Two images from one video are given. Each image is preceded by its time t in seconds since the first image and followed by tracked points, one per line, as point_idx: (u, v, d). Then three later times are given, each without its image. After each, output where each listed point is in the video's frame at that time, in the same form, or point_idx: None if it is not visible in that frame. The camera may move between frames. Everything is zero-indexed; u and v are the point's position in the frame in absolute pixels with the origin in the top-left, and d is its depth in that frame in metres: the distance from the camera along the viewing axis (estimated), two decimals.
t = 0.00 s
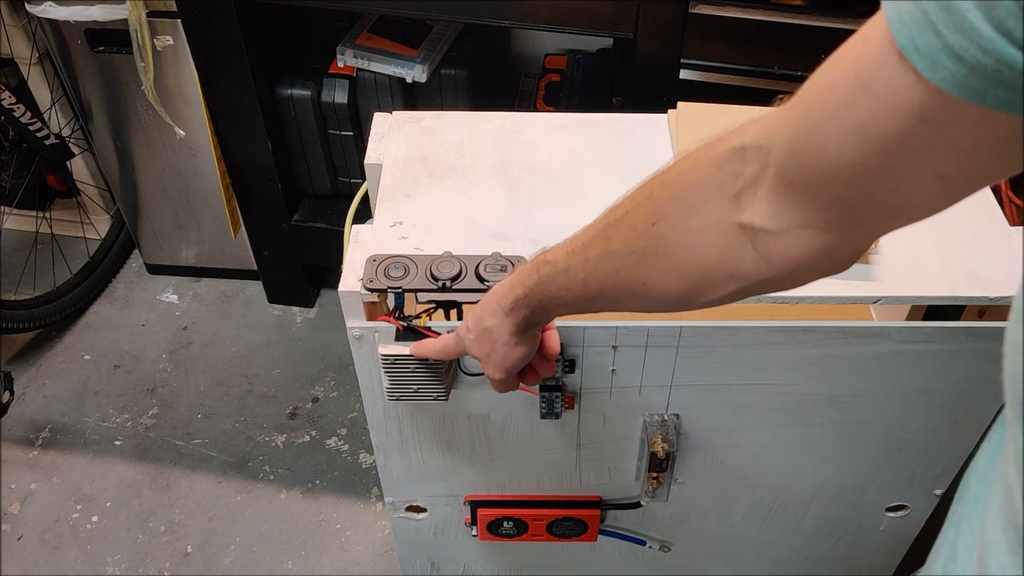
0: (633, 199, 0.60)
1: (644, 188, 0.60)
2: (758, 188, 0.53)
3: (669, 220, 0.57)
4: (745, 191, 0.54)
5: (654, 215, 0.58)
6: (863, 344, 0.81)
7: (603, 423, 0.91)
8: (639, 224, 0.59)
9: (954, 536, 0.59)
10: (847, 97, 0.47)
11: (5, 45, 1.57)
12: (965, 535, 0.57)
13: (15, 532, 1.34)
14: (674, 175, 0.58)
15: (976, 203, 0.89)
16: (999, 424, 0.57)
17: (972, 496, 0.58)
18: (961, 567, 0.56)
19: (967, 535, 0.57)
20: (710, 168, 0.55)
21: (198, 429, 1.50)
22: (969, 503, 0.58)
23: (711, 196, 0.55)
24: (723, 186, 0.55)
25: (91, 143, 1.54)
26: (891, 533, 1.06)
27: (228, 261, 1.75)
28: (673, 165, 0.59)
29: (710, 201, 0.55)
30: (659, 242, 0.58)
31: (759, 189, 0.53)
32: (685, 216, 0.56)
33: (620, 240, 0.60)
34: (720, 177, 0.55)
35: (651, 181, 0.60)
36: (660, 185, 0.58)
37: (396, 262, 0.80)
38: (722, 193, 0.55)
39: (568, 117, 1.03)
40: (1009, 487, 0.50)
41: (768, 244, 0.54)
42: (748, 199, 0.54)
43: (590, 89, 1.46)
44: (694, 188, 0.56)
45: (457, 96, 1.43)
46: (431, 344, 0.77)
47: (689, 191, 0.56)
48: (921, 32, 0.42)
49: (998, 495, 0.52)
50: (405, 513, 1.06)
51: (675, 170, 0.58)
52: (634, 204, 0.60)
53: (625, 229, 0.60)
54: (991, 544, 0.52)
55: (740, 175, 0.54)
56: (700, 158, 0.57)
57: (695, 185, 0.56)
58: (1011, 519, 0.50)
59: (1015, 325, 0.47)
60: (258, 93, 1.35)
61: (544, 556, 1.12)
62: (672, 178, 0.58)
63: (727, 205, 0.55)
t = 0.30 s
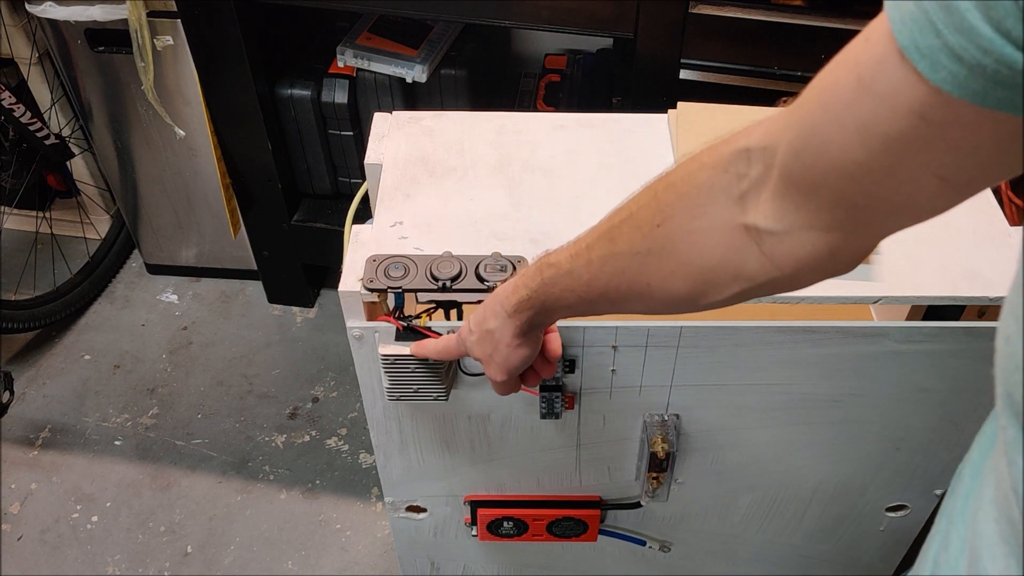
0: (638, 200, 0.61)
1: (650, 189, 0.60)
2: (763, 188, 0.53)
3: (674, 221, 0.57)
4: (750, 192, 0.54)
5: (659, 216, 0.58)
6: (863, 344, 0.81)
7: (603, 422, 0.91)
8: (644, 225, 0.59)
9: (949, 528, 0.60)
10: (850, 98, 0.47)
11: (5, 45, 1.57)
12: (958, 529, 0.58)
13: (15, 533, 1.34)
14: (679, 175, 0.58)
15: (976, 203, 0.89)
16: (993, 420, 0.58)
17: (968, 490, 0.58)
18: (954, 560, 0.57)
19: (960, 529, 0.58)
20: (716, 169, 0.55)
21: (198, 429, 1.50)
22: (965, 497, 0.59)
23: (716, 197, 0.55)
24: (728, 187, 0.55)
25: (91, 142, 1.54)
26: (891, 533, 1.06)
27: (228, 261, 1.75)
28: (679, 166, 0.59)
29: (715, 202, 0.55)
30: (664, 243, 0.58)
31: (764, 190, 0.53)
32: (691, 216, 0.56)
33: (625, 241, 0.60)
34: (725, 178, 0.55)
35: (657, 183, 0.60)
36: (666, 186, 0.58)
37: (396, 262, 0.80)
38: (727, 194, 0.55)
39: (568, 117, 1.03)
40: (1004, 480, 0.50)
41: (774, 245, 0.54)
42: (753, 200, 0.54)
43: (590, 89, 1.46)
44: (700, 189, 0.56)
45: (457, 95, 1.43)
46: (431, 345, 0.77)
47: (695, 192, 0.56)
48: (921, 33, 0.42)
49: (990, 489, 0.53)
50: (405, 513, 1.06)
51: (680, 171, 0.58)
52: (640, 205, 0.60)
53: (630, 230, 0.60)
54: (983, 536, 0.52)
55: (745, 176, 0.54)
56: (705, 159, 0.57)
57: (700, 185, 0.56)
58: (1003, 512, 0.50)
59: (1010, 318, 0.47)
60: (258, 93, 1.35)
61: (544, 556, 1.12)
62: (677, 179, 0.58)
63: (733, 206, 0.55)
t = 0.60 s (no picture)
0: (641, 197, 0.61)
1: (652, 186, 0.60)
2: (764, 185, 0.53)
3: (676, 218, 0.57)
4: (751, 189, 0.54)
5: (662, 213, 0.58)
6: (863, 344, 0.81)
7: (603, 422, 0.91)
8: (646, 222, 0.59)
9: (947, 520, 0.60)
10: (850, 95, 0.46)
11: (5, 46, 1.57)
12: (955, 521, 0.58)
13: (15, 532, 1.34)
14: (683, 172, 0.58)
15: (977, 203, 0.89)
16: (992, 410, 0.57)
17: (966, 483, 0.58)
18: (952, 552, 0.57)
19: (957, 520, 0.57)
20: (718, 165, 0.55)
21: (198, 429, 1.50)
22: (962, 489, 0.58)
23: (718, 194, 0.55)
24: (729, 184, 0.55)
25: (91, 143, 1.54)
26: (891, 533, 1.06)
27: (228, 261, 1.75)
28: (682, 164, 0.59)
29: (716, 199, 0.56)
30: (665, 239, 0.58)
31: (765, 187, 0.53)
32: (692, 213, 0.57)
33: (627, 238, 0.60)
34: (727, 175, 0.55)
35: (660, 179, 0.60)
36: (668, 183, 0.59)
37: (396, 262, 0.80)
38: (728, 192, 0.55)
39: (568, 117, 1.03)
40: (1002, 475, 0.50)
41: (774, 242, 0.54)
42: (754, 197, 0.54)
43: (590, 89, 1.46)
44: (702, 186, 0.56)
45: (457, 95, 1.43)
46: (432, 343, 0.77)
47: (696, 188, 0.56)
48: (921, 30, 0.42)
49: (989, 482, 0.52)
50: (405, 513, 1.06)
51: (683, 168, 0.58)
52: (642, 202, 0.60)
53: (632, 226, 0.60)
54: (981, 530, 0.52)
55: (746, 173, 0.54)
56: (708, 156, 0.57)
57: (703, 182, 0.56)
58: (1001, 507, 0.50)
59: (1008, 310, 0.47)
60: (258, 93, 1.35)
61: (544, 556, 1.12)
62: (680, 176, 0.58)
63: (734, 203, 0.55)
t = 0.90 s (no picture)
0: (665, 202, 0.61)
1: (678, 192, 0.61)
2: (792, 190, 0.54)
3: (701, 222, 0.58)
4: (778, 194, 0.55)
5: (686, 217, 0.59)
6: (863, 344, 0.81)
7: (603, 423, 0.91)
8: (672, 226, 0.59)
9: (956, 525, 0.60)
10: (865, 100, 0.47)
11: (5, 45, 1.57)
12: (965, 525, 0.58)
13: (15, 533, 1.34)
14: (708, 177, 0.58)
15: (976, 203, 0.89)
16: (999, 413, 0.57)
17: (974, 483, 0.58)
18: (962, 555, 0.57)
19: (967, 524, 0.57)
20: (745, 170, 0.56)
21: (198, 429, 1.50)
22: (971, 490, 0.58)
23: (743, 198, 0.56)
24: (757, 188, 0.55)
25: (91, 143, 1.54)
26: (892, 533, 1.06)
27: (228, 261, 1.75)
28: (708, 169, 0.60)
29: (741, 204, 0.56)
30: (690, 243, 0.59)
31: (792, 191, 0.54)
32: (717, 217, 0.57)
33: (650, 242, 0.61)
34: (753, 180, 0.55)
35: (686, 185, 0.60)
36: (694, 188, 0.59)
37: (396, 262, 0.80)
38: (755, 196, 0.56)
39: (569, 117, 1.03)
40: (1011, 477, 0.50)
41: (796, 247, 0.54)
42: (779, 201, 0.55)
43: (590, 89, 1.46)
44: (726, 191, 0.57)
45: (457, 95, 1.43)
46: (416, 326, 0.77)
47: (722, 193, 0.57)
48: (927, 32, 0.42)
49: (998, 484, 0.53)
50: (405, 513, 1.06)
51: (709, 173, 0.59)
52: (667, 207, 0.60)
53: (656, 231, 0.60)
54: (991, 532, 0.53)
55: (774, 178, 0.54)
56: (734, 161, 0.57)
57: (727, 187, 0.57)
58: (1011, 509, 0.50)
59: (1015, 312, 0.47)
60: (258, 93, 1.35)
61: (544, 556, 1.12)
62: (706, 181, 0.58)
63: (760, 207, 0.55)
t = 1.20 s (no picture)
0: (665, 206, 0.61)
1: (676, 195, 0.60)
2: (791, 194, 0.54)
3: (704, 227, 0.58)
4: (779, 197, 0.54)
5: (687, 223, 0.58)
6: (863, 344, 0.81)
7: (603, 422, 0.91)
8: (673, 231, 0.59)
9: (972, 530, 0.59)
10: (870, 105, 0.46)
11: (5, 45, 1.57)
12: (981, 530, 0.57)
13: (15, 532, 1.34)
14: (707, 181, 0.58)
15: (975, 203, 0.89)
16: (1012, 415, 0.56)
17: (992, 485, 0.56)
18: (978, 559, 0.57)
19: (984, 529, 0.57)
20: (743, 174, 0.56)
21: (198, 429, 1.50)
22: (987, 493, 0.57)
23: (744, 203, 0.56)
24: (756, 193, 0.55)
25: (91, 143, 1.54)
26: (892, 533, 1.06)
27: (229, 261, 1.75)
28: (705, 171, 0.59)
29: (743, 208, 0.56)
30: (694, 248, 0.59)
31: (793, 194, 0.53)
32: (719, 222, 0.57)
33: (652, 247, 0.60)
34: (752, 185, 0.55)
35: (684, 188, 0.60)
36: (693, 193, 0.59)
37: (396, 262, 0.80)
38: (755, 200, 0.55)
39: (568, 117, 1.03)
40: None
41: (801, 250, 0.54)
42: (781, 205, 0.54)
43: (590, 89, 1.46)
44: (727, 195, 0.56)
45: (457, 95, 1.43)
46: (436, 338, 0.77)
47: (723, 197, 0.57)
48: (937, 41, 0.42)
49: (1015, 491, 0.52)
50: (405, 513, 1.06)
51: (707, 176, 0.58)
52: (667, 210, 0.60)
53: (658, 235, 0.60)
54: (1007, 534, 0.53)
55: (774, 181, 0.54)
56: (732, 164, 0.57)
57: (727, 192, 0.56)
58: None
59: None
60: (258, 93, 1.35)
61: (544, 556, 1.12)
62: (704, 185, 0.58)
63: (761, 211, 0.55)
